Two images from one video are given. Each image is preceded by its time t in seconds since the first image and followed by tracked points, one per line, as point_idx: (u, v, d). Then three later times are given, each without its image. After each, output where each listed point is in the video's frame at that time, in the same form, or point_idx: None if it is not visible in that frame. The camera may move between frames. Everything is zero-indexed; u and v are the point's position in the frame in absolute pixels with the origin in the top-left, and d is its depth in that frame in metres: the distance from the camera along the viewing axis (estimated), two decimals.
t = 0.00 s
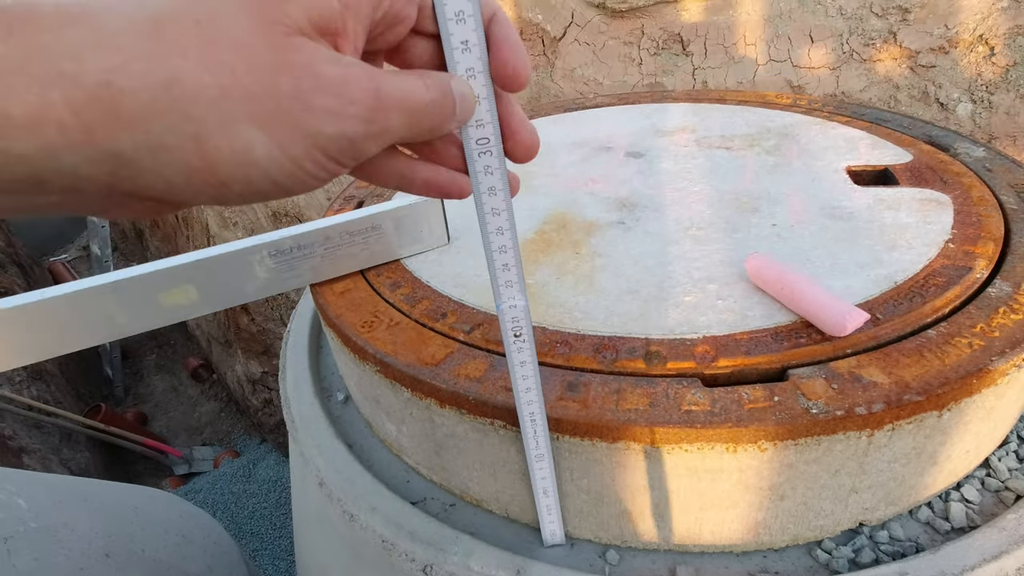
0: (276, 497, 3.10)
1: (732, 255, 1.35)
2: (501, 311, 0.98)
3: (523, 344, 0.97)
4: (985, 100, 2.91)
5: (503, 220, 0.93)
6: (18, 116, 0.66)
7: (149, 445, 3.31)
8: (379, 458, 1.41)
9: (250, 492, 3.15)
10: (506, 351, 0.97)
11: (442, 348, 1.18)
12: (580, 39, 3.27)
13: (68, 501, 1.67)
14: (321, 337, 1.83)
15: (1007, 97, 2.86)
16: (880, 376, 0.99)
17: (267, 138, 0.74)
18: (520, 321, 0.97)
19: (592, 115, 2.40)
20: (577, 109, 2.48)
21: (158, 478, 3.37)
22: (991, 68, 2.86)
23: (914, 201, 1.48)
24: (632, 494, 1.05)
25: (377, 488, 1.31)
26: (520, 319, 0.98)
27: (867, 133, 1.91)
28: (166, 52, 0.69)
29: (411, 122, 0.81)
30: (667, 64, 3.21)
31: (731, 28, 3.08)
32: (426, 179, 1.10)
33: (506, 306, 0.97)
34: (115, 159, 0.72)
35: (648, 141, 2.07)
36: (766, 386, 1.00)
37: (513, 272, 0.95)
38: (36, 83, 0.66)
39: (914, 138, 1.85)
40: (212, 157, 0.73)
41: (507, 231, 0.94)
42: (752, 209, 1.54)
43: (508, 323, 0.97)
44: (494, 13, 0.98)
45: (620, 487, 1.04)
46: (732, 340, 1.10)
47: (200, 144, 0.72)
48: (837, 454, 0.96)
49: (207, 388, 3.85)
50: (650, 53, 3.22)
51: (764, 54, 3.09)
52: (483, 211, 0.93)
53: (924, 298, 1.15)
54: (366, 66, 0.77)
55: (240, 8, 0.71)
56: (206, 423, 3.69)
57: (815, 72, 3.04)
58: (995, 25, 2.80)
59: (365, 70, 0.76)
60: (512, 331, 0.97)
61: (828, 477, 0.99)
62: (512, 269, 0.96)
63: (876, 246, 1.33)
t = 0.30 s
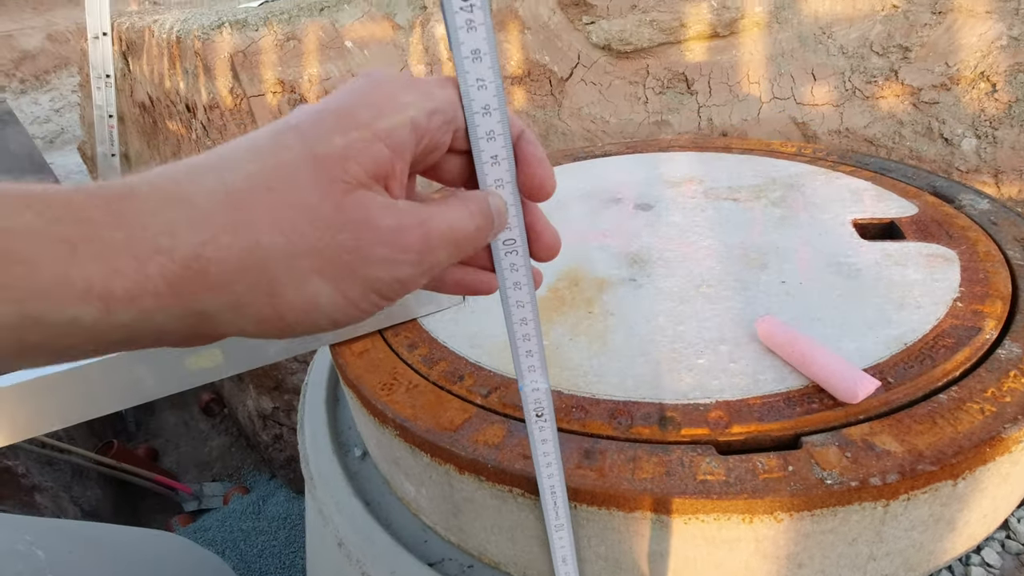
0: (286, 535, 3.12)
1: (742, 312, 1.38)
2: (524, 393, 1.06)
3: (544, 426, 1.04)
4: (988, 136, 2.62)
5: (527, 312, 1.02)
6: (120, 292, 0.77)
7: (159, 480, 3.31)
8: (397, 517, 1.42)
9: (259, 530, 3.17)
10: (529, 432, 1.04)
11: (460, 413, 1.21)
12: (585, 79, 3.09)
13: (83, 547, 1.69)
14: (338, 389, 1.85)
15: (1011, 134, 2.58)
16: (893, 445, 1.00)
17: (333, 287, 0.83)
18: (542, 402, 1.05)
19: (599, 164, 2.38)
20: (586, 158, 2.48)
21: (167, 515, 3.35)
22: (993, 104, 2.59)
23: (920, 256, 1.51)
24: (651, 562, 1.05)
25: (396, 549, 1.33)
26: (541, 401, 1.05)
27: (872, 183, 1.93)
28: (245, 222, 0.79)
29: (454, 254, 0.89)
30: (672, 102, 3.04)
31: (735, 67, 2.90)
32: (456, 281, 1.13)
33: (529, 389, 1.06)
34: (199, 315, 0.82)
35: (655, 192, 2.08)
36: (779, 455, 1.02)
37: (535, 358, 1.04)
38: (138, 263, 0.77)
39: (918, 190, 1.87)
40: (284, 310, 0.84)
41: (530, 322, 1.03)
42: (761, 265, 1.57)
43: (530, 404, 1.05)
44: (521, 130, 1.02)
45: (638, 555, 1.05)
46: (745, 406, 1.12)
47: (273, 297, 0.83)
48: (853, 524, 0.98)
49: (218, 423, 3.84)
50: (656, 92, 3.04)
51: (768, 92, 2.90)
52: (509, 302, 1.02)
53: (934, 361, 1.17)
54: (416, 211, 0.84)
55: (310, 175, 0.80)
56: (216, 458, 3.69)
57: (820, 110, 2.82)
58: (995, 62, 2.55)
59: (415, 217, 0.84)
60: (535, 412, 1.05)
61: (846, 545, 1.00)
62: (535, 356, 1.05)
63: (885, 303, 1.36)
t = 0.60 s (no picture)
0: (290, 569, 2.99)
1: (746, 376, 1.41)
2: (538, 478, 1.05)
3: (557, 508, 1.05)
4: (988, 174, 2.91)
5: (541, 403, 1.04)
6: (204, 460, 0.80)
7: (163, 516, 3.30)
8: None
9: (263, 566, 3.05)
10: (543, 516, 1.04)
11: (472, 480, 1.24)
12: (590, 118, 3.47)
13: None
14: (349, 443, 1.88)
15: (1010, 171, 2.86)
16: (897, 519, 1.04)
17: (390, 425, 0.86)
18: (555, 486, 1.05)
19: (605, 217, 2.34)
20: (591, 209, 2.44)
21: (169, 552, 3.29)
22: (991, 143, 2.90)
23: (920, 316, 1.54)
24: None
25: None
26: (554, 484, 1.06)
27: (872, 238, 1.95)
28: (307, 379, 0.80)
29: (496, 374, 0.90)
30: (676, 140, 3.40)
31: (736, 107, 3.28)
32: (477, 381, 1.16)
33: (542, 474, 1.05)
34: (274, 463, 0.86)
35: (661, 245, 2.07)
36: (785, 527, 1.05)
37: (547, 446, 1.05)
38: (219, 431, 0.80)
39: (917, 246, 1.89)
40: (348, 450, 0.86)
41: (543, 413, 1.04)
42: (763, 324, 1.59)
43: (544, 489, 1.05)
44: (541, 250, 1.06)
45: None
46: (751, 475, 1.16)
47: (338, 441, 0.85)
48: None
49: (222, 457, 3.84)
50: (659, 130, 3.42)
51: (768, 130, 3.26)
52: (523, 397, 1.03)
53: (936, 429, 1.20)
54: (460, 342, 0.85)
55: (359, 324, 0.80)
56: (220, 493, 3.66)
57: (820, 146, 3.18)
58: (990, 104, 2.88)
59: (458, 350, 0.85)
60: (547, 496, 1.05)
61: None
62: (547, 443, 1.05)
63: (886, 367, 1.39)
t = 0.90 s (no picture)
0: None
1: (748, 411, 1.42)
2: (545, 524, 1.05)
3: (563, 551, 1.05)
4: (986, 201, 2.95)
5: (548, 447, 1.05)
6: (246, 533, 0.82)
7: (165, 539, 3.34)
8: None
9: None
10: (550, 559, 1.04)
11: (475, 516, 1.25)
12: (591, 143, 3.53)
13: None
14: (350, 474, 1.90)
15: (1008, 198, 2.90)
16: (900, 558, 1.04)
17: (422, 475, 0.87)
18: (562, 529, 1.05)
19: (610, 244, 2.38)
20: (594, 238, 2.46)
21: None
22: (988, 169, 2.94)
23: (920, 350, 1.55)
24: None
25: None
26: (561, 528, 1.06)
27: (872, 270, 1.97)
28: (341, 442, 0.82)
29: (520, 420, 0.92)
30: (676, 166, 3.45)
31: (735, 133, 3.33)
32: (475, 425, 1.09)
33: (550, 519, 1.05)
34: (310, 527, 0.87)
35: (661, 276, 2.09)
36: (789, 567, 1.06)
37: (553, 489, 1.06)
38: (258, 501, 0.82)
39: (917, 278, 1.91)
40: (381, 504, 0.87)
41: (550, 458, 1.05)
42: (765, 356, 1.60)
43: (552, 533, 1.04)
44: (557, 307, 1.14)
45: None
46: (753, 512, 1.17)
47: (372, 498, 0.87)
48: None
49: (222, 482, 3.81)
50: (659, 156, 3.48)
51: (767, 156, 3.31)
52: (532, 444, 1.04)
53: (937, 466, 1.21)
54: (484, 390, 0.87)
55: (386, 383, 0.83)
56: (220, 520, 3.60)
57: (819, 172, 3.23)
58: (986, 130, 2.93)
59: (481, 399, 0.86)
60: (554, 539, 1.05)
61: None
62: (553, 489, 1.06)
63: (887, 402, 1.40)
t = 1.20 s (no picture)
0: None
1: (750, 427, 1.41)
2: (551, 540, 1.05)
3: (567, 567, 1.05)
4: (987, 214, 2.95)
5: (554, 463, 1.04)
6: (244, 535, 0.80)
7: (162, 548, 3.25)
8: None
9: None
10: None
11: (476, 533, 1.24)
12: (592, 157, 3.56)
13: None
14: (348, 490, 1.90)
15: (1008, 211, 2.90)
16: None
17: (424, 490, 0.87)
18: (567, 546, 1.05)
19: (609, 259, 2.39)
20: (597, 252, 2.47)
21: None
22: (988, 183, 2.95)
23: (922, 365, 1.55)
24: None
25: None
26: (566, 544, 1.05)
27: (873, 285, 1.97)
28: (345, 452, 0.82)
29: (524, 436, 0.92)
30: (676, 180, 3.46)
31: (735, 147, 3.34)
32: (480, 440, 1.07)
33: (555, 535, 1.04)
34: (306, 535, 0.86)
35: (662, 291, 2.09)
36: None
37: (559, 505, 1.05)
38: (257, 503, 0.80)
39: (918, 292, 1.91)
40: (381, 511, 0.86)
41: (556, 473, 1.04)
42: (767, 372, 1.60)
43: (557, 549, 1.04)
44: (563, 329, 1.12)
45: None
46: (756, 530, 1.16)
47: (372, 508, 0.85)
48: None
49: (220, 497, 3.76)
50: (660, 169, 3.49)
51: (767, 170, 3.32)
52: (538, 459, 1.03)
53: (942, 483, 1.20)
54: (488, 405, 0.87)
55: (392, 396, 0.83)
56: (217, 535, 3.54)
57: (819, 186, 3.24)
58: (985, 145, 2.93)
59: (486, 413, 0.87)
60: (559, 556, 1.05)
61: None
62: (559, 504, 1.05)
63: (890, 419, 1.39)
